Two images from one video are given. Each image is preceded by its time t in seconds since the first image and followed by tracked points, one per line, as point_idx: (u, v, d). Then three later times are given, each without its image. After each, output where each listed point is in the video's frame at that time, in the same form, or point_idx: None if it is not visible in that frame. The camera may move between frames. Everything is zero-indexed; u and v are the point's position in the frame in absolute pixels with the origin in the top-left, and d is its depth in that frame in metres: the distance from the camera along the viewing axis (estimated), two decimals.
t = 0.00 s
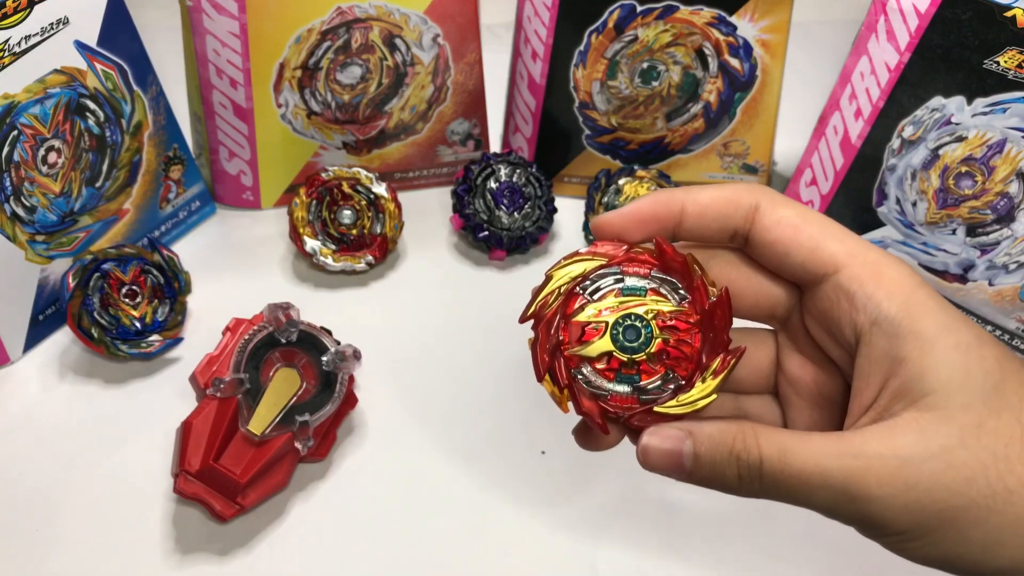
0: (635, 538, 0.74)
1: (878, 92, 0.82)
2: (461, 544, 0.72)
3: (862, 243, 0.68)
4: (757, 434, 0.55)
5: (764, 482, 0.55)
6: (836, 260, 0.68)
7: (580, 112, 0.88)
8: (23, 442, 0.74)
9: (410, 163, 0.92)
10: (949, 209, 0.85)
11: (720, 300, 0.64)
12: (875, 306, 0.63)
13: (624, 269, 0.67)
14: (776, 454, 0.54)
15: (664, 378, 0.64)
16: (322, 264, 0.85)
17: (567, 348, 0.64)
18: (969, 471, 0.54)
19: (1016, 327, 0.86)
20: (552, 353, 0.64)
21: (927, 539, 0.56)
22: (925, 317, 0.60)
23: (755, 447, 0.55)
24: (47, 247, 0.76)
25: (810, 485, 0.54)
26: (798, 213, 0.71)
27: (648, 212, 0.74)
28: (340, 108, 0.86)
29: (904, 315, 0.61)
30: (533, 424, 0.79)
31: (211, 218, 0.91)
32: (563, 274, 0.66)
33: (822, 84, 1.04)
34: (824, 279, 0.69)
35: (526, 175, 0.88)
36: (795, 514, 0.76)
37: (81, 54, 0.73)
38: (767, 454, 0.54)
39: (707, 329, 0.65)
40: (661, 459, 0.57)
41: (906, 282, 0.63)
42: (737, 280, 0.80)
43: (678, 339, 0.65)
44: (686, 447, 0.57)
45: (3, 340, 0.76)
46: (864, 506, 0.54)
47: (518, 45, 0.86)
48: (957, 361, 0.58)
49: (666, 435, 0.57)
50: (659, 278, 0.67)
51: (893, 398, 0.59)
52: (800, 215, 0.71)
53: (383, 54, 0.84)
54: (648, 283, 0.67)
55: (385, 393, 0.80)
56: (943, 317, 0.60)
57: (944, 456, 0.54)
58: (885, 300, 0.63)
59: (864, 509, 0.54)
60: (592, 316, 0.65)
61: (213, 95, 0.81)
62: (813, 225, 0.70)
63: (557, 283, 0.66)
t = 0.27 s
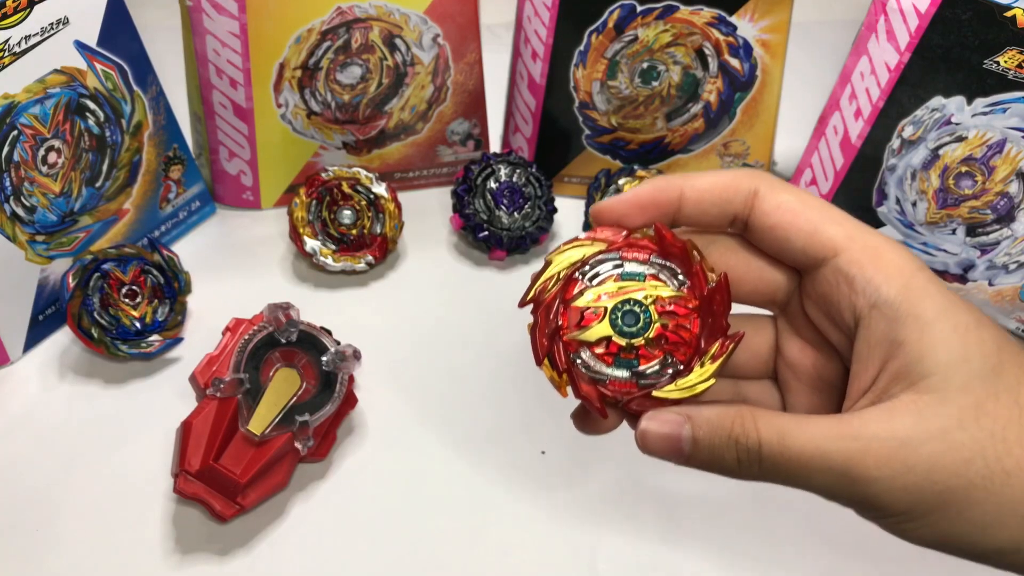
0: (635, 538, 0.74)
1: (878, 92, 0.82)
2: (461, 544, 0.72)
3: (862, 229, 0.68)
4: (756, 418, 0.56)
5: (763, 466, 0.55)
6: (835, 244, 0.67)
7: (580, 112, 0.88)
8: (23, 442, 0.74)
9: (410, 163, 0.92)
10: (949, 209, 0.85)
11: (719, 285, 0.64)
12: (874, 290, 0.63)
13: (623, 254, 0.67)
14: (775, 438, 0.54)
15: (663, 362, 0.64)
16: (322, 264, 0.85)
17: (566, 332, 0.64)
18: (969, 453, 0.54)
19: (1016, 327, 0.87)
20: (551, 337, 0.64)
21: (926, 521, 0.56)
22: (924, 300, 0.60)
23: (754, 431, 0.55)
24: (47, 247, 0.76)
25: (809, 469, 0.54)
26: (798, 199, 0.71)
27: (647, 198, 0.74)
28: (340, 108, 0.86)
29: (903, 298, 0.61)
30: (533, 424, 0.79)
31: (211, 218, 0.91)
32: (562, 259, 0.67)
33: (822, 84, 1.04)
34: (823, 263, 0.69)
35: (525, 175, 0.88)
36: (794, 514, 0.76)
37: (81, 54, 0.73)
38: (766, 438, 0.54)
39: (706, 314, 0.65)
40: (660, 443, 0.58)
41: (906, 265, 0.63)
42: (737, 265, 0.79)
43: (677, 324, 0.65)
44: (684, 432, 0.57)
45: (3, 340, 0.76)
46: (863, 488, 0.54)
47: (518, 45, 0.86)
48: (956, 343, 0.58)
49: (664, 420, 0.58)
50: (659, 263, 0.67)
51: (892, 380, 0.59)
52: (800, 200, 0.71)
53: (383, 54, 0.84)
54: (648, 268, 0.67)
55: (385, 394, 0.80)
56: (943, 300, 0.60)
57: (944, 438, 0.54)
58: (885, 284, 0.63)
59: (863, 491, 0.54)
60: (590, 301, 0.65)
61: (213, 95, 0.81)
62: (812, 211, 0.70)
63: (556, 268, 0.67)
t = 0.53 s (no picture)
0: (635, 538, 0.74)
1: (878, 92, 0.82)
2: (461, 544, 0.72)
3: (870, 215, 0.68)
4: (762, 406, 0.55)
5: (769, 454, 0.55)
6: (842, 229, 0.67)
7: (580, 112, 0.88)
8: (23, 442, 0.74)
9: (410, 163, 0.92)
10: (949, 209, 0.84)
11: (725, 274, 0.64)
12: (882, 275, 0.63)
13: (629, 243, 0.67)
14: (782, 427, 0.54)
15: (668, 351, 0.64)
16: (322, 264, 0.85)
17: (571, 321, 0.64)
18: (977, 439, 0.54)
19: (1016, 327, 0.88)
20: (556, 326, 0.64)
21: (933, 509, 0.56)
22: (932, 285, 0.60)
23: (759, 419, 0.55)
24: (47, 247, 0.76)
25: (815, 457, 0.54)
26: (804, 184, 0.71)
27: (653, 184, 0.73)
28: (340, 108, 0.86)
29: (911, 284, 0.61)
30: (533, 424, 0.79)
31: (211, 218, 0.91)
32: (567, 247, 0.67)
33: (823, 84, 1.04)
34: (831, 249, 0.68)
35: (525, 175, 0.88)
36: (795, 515, 0.76)
37: (81, 54, 0.73)
38: (772, 426, 0.54)
39: (712, 303, 0.64)
40: (665, 432, 0.58)
41: (914, 250, 0.63)
42: (744, 253, 0.79)
43: (683, 312, 0.64)
44: (690, 421, 0.58)
45: (3, 340, 0.76)
46: (870, 474, 0.54)
47: (518, 45, 0.86)
48: (963, 329, 0.57)
49: (669, 409, 0.58)
50: (665, 252, 0.67)
51: (900, 365, 0.58)
52: (806, 185, 0.70)
53: (383, 54, 0.84)
54: (654, 257, 0.67)
55: (385, 394, 0.80)
56: (949, 286, 0.60)
57: (950, 424, 0.54)
58: (893, 270, 0.62)
59: (871, 478, 0.54)
60: (596, 289, 0.65)
61: (213, 95, 0.81)
62: (819, 196, 0.70)
63: (561, 256, 0.66)
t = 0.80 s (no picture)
0: (635, 538, 0.74)
1: (878, 92, 0.82)
2: (461, 543, 0.72)
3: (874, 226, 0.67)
4: (768, 421, 0.55)
5: (776, 469, 0.55)
6: (848, 241, 0.67)
7: (580, 112, 0.88)
8: (23, 441, 0.74)
9: (410, 163, 0.92)
10: (949, 209, 0.85)
11: (731, 289, 0.64)
12: (889, 288, 0.63)
13: (633, 257, 0.67)
14: (789, 441, 0.54)
15: (673, 367, 0.64)
16: (322, 264, 0.85)
17: (575, 336, 0.64)
18: (984, 452, 0.54)
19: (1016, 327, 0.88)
20: (560, 341, 0.64)
21: (940, 521, 0.56)
22: (940, 298, 0.60)
23: (767, 435, 0.55)
24: (47, 247, 0.76)
25: (823, 471, 0.54)
26: (810, 197, 0.70)
27: (657, 199, 0.74)
28: (340, 108, 0.86)
29: (918, 296, 0.60)
30: (533, 424, 0.79)
31: (211, 218, 0.91)
32: (571, 262, 0.66)
33: (823, 84, 1.04)
34: (837, 261, 0.68)
35: (525, 175, 0.88)
36: (795, 515, 0.76)
37: (81, 54, 0.73)
38: (779, 441, 0.54)
39: (718, 319, 0.65)
40: (670, 448, 0.58)
41: (920, 262, 0.63)
42: (748, 266, 0.80)
43: (688, 328, 0.64)
44: (695, 436, 0.57)
45: (3, 340, 0.76)
46: (878, 488, 0.54)
47: (518, 45, 0.86)
48: (970, 341, 0.57)
49: (674, 425, 0.58)
50: (669, 266, 0.67)
51: (906, 378, 0.58)
52: (812, 198, 0.70)
53: (383, 54, 0.84)
54: (658, 271, 0.66)
55: (385, 394, 0.80)
56: (957, 298, 0.60)
57: (958, 437, 0.54)
58: (899, 282, 0.62)
59: (878, 492, 0.54)
60: (600, 304, 0.65)
61: (213, 95, 0.81)
62: (824, 208, 0.69)
63: (565, 271, 0.66)
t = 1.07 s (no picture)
0: (635, 538, 0.74)
1: (878, 92, 0.82)
2: (461, 544, 0.72)
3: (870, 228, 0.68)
4: (763, 427, 0.55)
5: (773, 475, 0.55)
6: (844, 245, 0.67)
7: (580, 112, 0.88)
8: (23, 441, 0.74)
9: (410, 163, 0.92)
10: (949, 209, 0.85)
11: (724, 297, 0.63)
12: (883, 291, 0.63)
13: (626, 265, 0.66)
14: (786, 447, 0.54)
15: (667, 375, 0.64)
16: (322, 264, 0.85)
17: (568, 346, 0.64)
18: (980, 455, 0.54)
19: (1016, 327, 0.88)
20: (554, 351, 0.63)
21: (937, 524, 0.56)
22: (934, 300, 0.60)
23: (761, 441, 0.55)
24: (47, 247, 0.76)
25: (818, 476, 0.54)
26: (803, 201, 0.70)
27: (649, 207, 0.73)
28: (340, 108, 0.86)
29: (912, 299, 0.61)
30: (533, 424, 0.79)
31: (211, 218, 0.91)
32: (564, 270, 0.66)
33: (823, 83, 1.04)
34: (832, 264, 0.68)
35: (525, 175, 0.88)
36: (795, 516, 0.76)
37: (81, 54, 0.73)
38: (774, 448, 0.54)
39: (712, 326, 0.64)
40: (666, 457, 0.58)
41: (914, 265, 0.63)
42: (742, 270, 0.80)
43: (682, 336, 0.64)
44: (691, 444, 0.57)
45: (3, 340, 0.76)
46: (874, 492, 0.54)
47: (518, 45, 0.86)
48: (965, 343, 0.57)
49: (670, 433, 0.58)
50: (662, 274, 0.66)
51: (901, 381, 0.59)
52: (805, 202, 0.70)
53: (383, 54, 0.84)
54: (651, 279, 0.66)
55: (385, 394, 0.80)
56: (951, 300, 0.60)
57: (955, 440, 0.54)
58: (893, 285, 0.62)
59: (875, 496, 0.54)
60: (593, 314, 0.65)
61: (213, 95, 0.81)
62: (818, 213, 0.69)
63: (558, 279, 0.66)
